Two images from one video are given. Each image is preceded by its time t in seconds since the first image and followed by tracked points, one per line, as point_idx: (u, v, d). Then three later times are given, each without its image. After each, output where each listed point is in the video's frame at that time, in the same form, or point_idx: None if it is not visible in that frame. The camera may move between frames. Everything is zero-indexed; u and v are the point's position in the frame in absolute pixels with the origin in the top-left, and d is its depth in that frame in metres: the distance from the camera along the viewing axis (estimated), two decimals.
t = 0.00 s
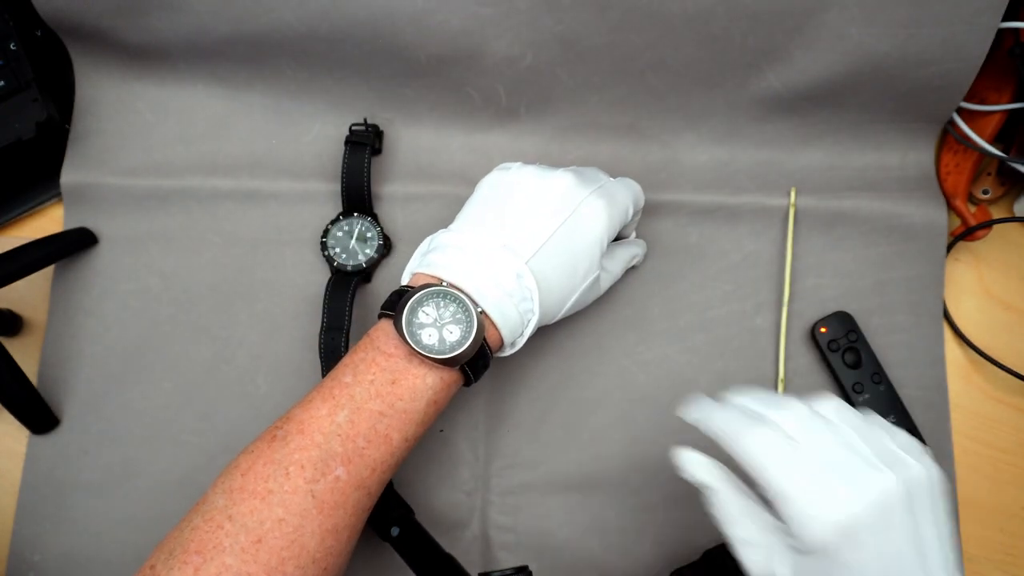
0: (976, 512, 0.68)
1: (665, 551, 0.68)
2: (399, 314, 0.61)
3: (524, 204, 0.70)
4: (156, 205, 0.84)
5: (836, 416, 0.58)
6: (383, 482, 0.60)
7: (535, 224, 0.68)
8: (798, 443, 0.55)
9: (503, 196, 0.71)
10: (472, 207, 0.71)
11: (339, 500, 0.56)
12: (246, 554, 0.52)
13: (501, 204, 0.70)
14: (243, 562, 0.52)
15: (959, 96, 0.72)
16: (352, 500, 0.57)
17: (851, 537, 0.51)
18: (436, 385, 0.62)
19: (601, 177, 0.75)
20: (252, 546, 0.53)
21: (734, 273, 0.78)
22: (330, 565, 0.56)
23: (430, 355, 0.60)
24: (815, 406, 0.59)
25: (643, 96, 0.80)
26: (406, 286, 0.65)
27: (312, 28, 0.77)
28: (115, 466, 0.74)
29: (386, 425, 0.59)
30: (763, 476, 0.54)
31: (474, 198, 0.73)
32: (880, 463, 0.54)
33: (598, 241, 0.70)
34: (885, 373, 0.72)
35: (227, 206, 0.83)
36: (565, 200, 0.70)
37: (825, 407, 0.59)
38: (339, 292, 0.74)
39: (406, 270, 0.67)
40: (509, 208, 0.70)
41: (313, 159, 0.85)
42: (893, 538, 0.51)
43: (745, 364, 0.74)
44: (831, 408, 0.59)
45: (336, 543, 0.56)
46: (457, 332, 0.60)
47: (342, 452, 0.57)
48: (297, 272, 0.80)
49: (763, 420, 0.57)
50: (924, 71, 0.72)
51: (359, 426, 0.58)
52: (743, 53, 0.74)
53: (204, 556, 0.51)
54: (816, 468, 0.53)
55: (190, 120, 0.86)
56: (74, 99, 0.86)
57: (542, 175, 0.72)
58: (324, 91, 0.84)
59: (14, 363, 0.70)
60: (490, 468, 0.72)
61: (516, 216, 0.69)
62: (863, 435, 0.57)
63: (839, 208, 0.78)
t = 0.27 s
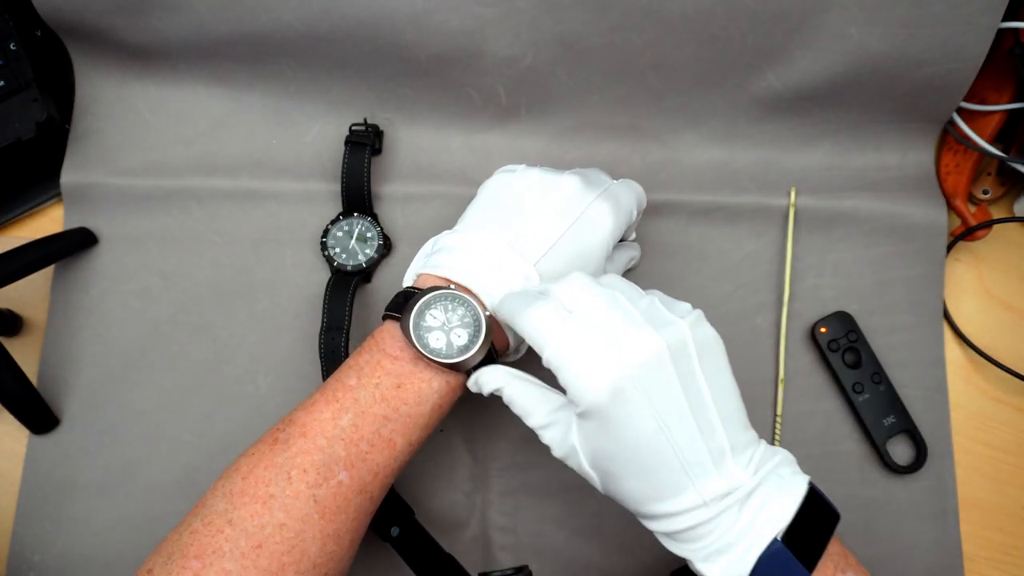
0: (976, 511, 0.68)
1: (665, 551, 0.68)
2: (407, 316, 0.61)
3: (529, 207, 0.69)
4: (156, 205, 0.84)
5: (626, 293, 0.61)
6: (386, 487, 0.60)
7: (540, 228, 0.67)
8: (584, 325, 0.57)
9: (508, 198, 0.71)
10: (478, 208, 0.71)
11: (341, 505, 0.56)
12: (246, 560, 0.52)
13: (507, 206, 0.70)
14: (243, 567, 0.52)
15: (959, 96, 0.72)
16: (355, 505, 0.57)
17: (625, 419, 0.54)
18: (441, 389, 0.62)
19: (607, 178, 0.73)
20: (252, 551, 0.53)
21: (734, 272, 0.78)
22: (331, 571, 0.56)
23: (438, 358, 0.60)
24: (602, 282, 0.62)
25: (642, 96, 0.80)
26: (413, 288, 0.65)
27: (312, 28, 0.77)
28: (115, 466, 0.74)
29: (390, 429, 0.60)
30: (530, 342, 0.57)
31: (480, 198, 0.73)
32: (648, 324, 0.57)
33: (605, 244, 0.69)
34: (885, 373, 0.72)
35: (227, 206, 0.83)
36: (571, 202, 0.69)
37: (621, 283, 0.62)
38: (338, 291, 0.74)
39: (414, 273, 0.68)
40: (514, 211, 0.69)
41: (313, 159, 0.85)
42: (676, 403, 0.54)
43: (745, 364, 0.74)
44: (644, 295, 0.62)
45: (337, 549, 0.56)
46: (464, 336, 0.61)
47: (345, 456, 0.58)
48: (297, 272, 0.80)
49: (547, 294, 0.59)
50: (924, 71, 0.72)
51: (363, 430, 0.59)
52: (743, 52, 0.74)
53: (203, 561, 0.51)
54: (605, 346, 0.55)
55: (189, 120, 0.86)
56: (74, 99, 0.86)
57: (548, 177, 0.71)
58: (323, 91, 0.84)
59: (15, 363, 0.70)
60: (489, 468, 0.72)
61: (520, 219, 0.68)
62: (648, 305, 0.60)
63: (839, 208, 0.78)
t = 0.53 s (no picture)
0: (976, 512, 0.68)
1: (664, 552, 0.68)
2: (390, 304, 0.62)
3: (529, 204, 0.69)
4: (156, 205, 0.84)
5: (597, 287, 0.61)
6: (387, 480, 0.60)
7: (540, 226, 0.68)
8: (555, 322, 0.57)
9: (509, 195, 0.71)
10: (478, 204, 0.71)
11: (343, 497, 0.56)
12: (249, 551, 0.52)
13: (507, 203, 0.70)
14: (246, 559, 0.52)
15: (959, 96, 0.72)
16: (357, 497, 0.57)
17: (595, 415, 0.54)
18: (441, 382, 0.62)
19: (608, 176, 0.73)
20: (254, 543, 0.53)
21: (734, 272, 0.78)
22: (334, 563, 0.56)
23: (419, 346, 0.61)
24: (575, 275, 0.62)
25: (642, 96, 0.80)
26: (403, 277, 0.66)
27: (313, 28, 0.77)
28: (115, 466, 0.74)
29: (391, 422, 0.60)
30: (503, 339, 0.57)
31: (479, 195, 0.73)
32: (619, 318, 0.57)
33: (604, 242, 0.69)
34: (885, 373, 0.72)
35: (227, 206, 0.83)
36: (569, 199, 0.69)
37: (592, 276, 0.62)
38: (338, 291, 0.74)
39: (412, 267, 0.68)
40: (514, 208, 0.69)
41: (313, 159, 0.85)
42: (647, 398, 0.55)
43: (745, 364, 0.74)
44: (617, 287, 0.62)
45: (339, 541, 0.56)
46: (446, 325, 0.61)
47: (347, 448, 0.58)
48: (298, 272, 0.80)
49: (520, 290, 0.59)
50: (924, 71, 0.72)
51: (364, 423, 0.59)
52: (742, 53, 0.74)
53: (205, 552, 0.51)
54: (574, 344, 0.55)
55: (190, 120, 0.86)
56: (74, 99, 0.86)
57: (549, 174, 0.71)
58: (323, 92, 0.84)
59: (15, 363, 0.70)
60: (489, 467, 0.72)
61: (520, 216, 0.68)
62: (620, 299, 0.60)
63: (839, 208, 0.78)
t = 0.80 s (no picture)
0: (976, 511, 0.68)
1: (664, 552, 0.68)
2: (406, 313, 0.62)
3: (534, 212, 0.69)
4: (156, 205, 0.84)
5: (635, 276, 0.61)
6: (390, 486, 0.60)
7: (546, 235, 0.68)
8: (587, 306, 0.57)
9: (514, 201, 0.71)
10: (483, 209, 0.71)
11: (347, 503, 0.56)
12: (252, 557, 0.52)
13: (512, 210, 0.70)
14: (249, 565, 0.51)
15: (959, 96, 0.72)
16: (360, 503, 0.57)
17: (627, 397, 0.54)
18: (447, 388, 0.62)
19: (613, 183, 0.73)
20: (258, 549, 0.52)
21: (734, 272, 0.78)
22: (335, 570, 0.56)
23: (437, 356, 0.60)
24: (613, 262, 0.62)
25: (642, 96, 0.80)
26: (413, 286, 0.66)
27: (313, 28, 0.77)
28: (115, 466, 0.74)
29: (397, 428, 0.60)
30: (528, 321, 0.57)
31: (484, 199, 0.72)
32: (653, 304, 0.57)
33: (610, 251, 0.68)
34: (885, 373, 0.72)
35: (227, 206, 0.83)
36: (575, 209, 0.69)
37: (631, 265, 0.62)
38: (338, 291, 0.74)
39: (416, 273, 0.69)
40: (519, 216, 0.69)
41: (313, 159, 0.85)
42: (680, 380, 0.55)
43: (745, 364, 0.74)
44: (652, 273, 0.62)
45: (341, 547, 0.56)
46: (463, 334, 0.61)
47: (352, 454, 0.57)
48: (298, 272, 0.80)
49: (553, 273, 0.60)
50: (924, 71, 0.72)
51: (371, 428, 0.59)
52: (742, 53, 0.74)
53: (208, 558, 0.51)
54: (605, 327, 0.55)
55: (190, 120, 0.86)
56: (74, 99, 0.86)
57: (554, 181, 0.71)
58: (323, 92, 0.84)
59: (15, 363, 0.70)
60: (489, 468, 0.72)
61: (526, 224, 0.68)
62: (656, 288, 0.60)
63: (839, 208, 0.78)
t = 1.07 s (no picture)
0: (977, 512, 0.68)
1: (664, 552, 0.68)
2: (427, 324, 0.61)
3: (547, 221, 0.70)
4: (156, 205, 0.84)
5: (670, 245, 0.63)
6: (398, 495, 0.60)
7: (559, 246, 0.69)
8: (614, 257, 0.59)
9: (528, 209, 0.71)
10: (496, 214, 0.72)
11: (356, 511, 0.56)
12: (259, 565, 0.51)
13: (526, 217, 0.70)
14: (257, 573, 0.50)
15: (959, 96, 0.72)
16: (369, 512, 0.57)
17: (635, 350, 0.56)
18: (460, 399, 0.63)
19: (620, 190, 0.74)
20: (265, 557, 0.51)
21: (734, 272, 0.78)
22: None
23: (457, 370, 0.60)
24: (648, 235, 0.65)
25: (642, 96, 0.80)
26: (432, 294, 0.65)
27: (313, 28, 0.77)
28: (115, 466, 0.74)
29: (410, 437, 0.60)
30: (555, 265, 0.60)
31: (497, 204, 0.72)
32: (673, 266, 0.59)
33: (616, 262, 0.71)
34: (885, 373, 0.72)
35: (227, 206, 0.83)
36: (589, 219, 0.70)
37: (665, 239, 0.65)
38: (338, 291, 0.74)
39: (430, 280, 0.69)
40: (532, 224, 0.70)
41: (313, 159, 0.85)
42: (692, 339, 0.56)
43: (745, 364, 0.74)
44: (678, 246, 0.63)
45: (348, 556, 0.55)
46: (484, 348, 0.61)
47: (364, 463, 0.57)
48: (298, 272, 0.80)
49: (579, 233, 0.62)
50: (924, 71, 0.72)
51: (385, 437, 0.58)
52: (742, 53, 0.74)
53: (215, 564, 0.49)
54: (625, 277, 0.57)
55: (190, 120, 0.86)
56: (74, 99, 0.86)
57: (567, 191, 0.71)
58: (323, 92, 0.84)
59: (14, 363, 0.70)
60: (489, 468, 0.72)
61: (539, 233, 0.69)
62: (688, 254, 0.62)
63: (839, 208, 0.78)
